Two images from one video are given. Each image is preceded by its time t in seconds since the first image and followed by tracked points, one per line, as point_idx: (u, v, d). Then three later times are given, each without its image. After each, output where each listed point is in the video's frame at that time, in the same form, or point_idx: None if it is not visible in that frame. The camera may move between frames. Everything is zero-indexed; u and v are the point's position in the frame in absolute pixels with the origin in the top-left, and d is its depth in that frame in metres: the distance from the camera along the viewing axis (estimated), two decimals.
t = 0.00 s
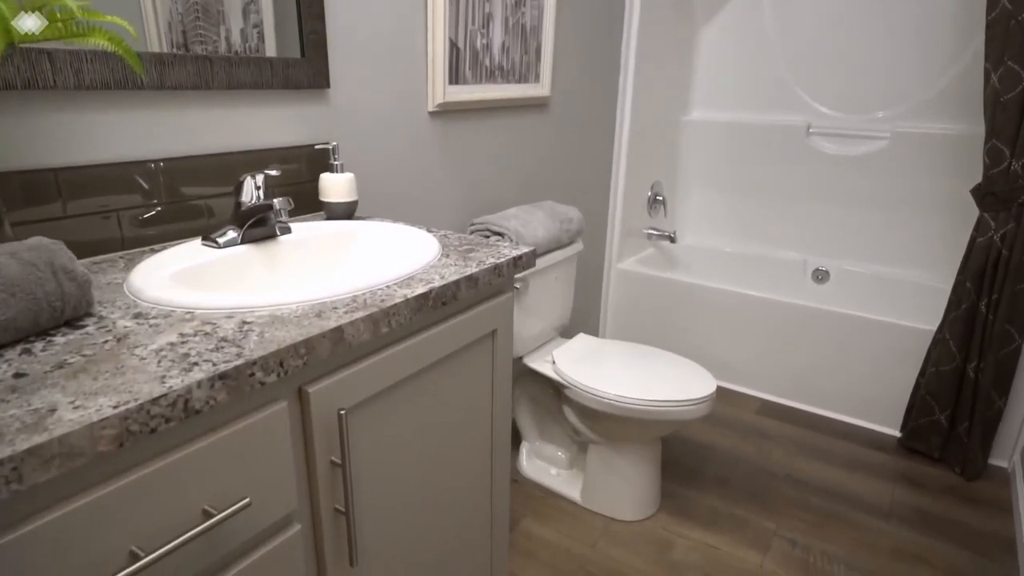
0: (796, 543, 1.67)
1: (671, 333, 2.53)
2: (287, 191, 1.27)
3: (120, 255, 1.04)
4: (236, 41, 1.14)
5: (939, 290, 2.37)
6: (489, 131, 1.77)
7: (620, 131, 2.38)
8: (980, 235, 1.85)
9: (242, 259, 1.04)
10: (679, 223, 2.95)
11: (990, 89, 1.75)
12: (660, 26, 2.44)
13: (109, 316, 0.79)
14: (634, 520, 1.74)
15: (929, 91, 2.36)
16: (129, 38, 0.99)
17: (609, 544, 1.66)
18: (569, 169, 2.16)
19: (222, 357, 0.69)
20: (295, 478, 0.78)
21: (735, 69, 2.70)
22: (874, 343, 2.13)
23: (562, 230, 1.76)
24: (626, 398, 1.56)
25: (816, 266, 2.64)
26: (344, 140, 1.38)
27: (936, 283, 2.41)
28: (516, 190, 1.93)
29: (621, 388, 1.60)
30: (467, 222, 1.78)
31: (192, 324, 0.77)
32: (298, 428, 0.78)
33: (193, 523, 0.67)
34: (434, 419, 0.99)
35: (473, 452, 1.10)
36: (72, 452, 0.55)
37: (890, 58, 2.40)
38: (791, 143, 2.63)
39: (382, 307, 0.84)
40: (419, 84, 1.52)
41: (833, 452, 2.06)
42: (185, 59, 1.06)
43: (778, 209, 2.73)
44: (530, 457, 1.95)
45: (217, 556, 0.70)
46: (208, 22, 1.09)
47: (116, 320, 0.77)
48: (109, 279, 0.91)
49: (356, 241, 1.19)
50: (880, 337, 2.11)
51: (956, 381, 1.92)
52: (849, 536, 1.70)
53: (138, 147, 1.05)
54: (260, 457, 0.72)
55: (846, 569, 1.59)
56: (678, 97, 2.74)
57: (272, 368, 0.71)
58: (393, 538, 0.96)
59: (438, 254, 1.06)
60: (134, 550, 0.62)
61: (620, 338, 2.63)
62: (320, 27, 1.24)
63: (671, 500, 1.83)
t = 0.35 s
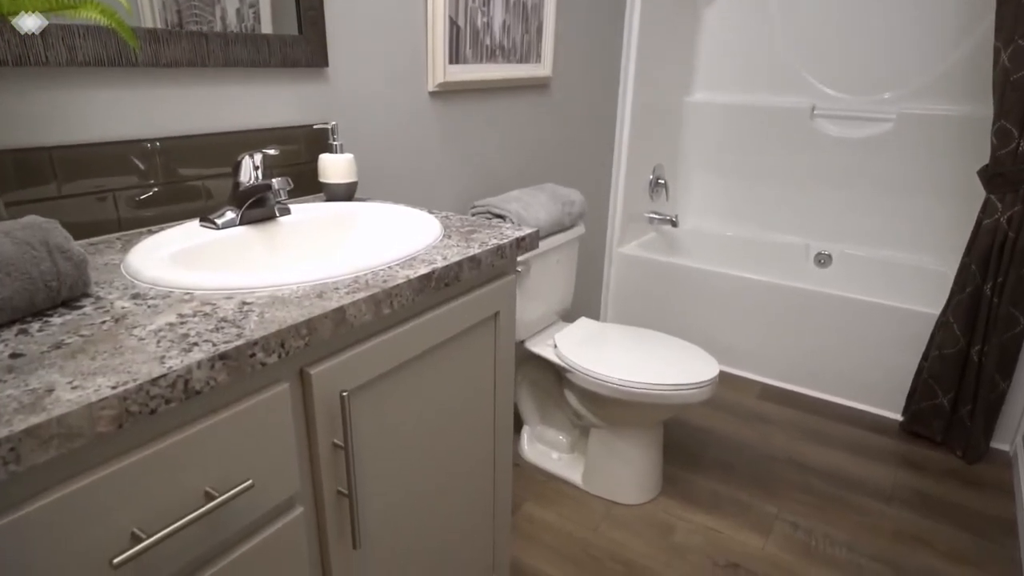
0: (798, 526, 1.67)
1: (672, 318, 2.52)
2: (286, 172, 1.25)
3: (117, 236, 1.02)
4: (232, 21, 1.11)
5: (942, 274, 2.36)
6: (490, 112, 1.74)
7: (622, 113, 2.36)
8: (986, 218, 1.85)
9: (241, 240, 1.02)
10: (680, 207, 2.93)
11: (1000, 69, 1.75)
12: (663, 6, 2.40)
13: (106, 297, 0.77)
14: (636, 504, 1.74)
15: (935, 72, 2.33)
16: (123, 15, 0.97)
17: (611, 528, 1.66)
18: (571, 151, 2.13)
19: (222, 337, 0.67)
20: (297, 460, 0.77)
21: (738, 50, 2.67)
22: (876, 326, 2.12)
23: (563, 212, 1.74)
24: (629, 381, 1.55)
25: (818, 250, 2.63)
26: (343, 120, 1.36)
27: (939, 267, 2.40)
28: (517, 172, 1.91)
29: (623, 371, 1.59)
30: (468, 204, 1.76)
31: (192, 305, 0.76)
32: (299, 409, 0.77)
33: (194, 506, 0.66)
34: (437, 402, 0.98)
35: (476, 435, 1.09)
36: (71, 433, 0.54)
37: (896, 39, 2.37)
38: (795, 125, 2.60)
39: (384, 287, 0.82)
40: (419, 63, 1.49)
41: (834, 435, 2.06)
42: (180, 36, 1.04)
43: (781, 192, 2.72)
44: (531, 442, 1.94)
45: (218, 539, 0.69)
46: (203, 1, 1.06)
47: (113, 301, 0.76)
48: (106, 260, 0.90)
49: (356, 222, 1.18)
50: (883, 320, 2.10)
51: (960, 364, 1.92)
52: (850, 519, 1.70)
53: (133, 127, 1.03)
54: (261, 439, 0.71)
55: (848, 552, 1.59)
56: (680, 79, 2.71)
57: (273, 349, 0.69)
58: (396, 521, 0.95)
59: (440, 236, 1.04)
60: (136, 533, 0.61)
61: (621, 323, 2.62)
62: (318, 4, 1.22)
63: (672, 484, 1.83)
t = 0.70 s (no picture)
0: (796, 513, 1.67)
1: (672, 304, 2.50)
2: (280, 158, 1.23)
3: (109, 223, 1.01)
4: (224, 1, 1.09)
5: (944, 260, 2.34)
6: (488, 96, 1.72)
7: (623, 97, 2.33)
8: (989, 204, 1.84)
9: (234, 227, 1.01)
10: (680, 193, 2.91)
11: (1007, 52, 1.73)
12: None
13: (95, 285, 0.76)
14: (634, 490, 1.74)
15: (940, 55, 2.30)
16: None
17: (609, 514, 1.66)
18: (570, 136, 2.11)
19: (213, 327, 0.66)
20: (292, 451, 0.76)
21: (741, 34, 2.63)
22: (876, 313, 2.11)
23: (563, 198, 1.72)
24: (627, 369, 1.54)
25: (819, 236, 2.61)
26: (339, 105, 1.33)
27: (940, 253, 2.38)
28: (517, 157, 1.89)
29: (622, 358, 1.58)
30: (466, 190, 1.74)
31: (183, 294, 0.74)
32: (293, 399, 0.75)
33: (186, 498, 0.65)
34: (434, 391, 0.97)
35: (474, 424, 1.08)
36: (58, 426, 0.52)
37: (901, 21, 2.33)
38: (798, 109, 2.58)
39: (379, 276, 0.81)
40: (417, 46, 1.47)
41: (834, 422, 2.06)
42: (170, 17, 1.01)
43: (782, 177, 2.69)
44: (530, 429, 1.94)
45: (211, 531, 0.69)
46: None
47: (103, 290, 0.75)
48: (97, 248, 0.89)
49: (352, 209, 1.16)
50: (883, 307, 2.09)
51: (960, 351, 1.91)
52: (848, 505, 1.70)
53: (124, 110, 1.01)
54: (255, 430, 0.70)
55: (846, 539, 1.59)
56: (682, 63, 2.68)
57: (265, 339, 0.68)
58: (393, 510, 0.95)
59: (437, 222, 1.03)
60: (126, 525, 0.60)
61: (621, 309, 2.61)
62: None
63: (671, 470, 1.83)
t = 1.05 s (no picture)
0: (790, 501, 1.67)
1: (670, 291, 2.50)
2: (270, 146, 1.22)
3: (96, 214, 0.99)
4: None
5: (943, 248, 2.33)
6: (484, 82, 1.70)
7: (621, 82, 2.30)
8: (988, 192, 1.82)
9: (224, 218, 0.99)
10: (679, 179, 2.89)
11: (1009, 38, 1.70)
12: None
13: (79, 280, 0.75)
14: (630, 479, 1.74)
15: (943, 40, 2.27)
16: None
17: (604, 502, 1.66)
18: (568, 123, 2.09)
19: (197, 324, 0.65)
20: (281, 446, 0.76)
21: (742, 18, 2.60)
22: (874, 301, 2.10)
23: (559, 186, 1.70)
24: (623, 358, 1.54)
25: (818, 223, 2.60)
26: (331, 92, 1.31)
27: (939, 240, 2.37)
28: (513, 144, 1.87)
29: (617, 348, 1.57)
30: (462, 178, 1.72)
31: (169, 288, 0.73)
32: (282, 394, 0.75)
33: (172, 495, 0.65)
34: (426, 384, 0.96)
35: (468, 416, 1.08)
36: (36, 426, 0.52)
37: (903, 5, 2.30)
38: (798, 94, 2.55)
39: (368, 269, 0.80)
40: (410, 32, 1.44)
41: (830, 410, 2.06)
42: (155, 3, 0.99)
43: (782, 163, 2.67)
44: (527, 417, 1.94)
45: (198, 528, 0.68)
46: None
47: (87, 284, 0.74)
48: (83, 240, 0.87)
49: (344, 199, 1.14)
50: (881, 295, 2.09)
51: (956, 340, 1.90)
52: (843, 494, 1.71)
53: (110, 99, 0.99)
54: (241, 426, 0.70)
55: (840, 526, 1.60)
56: (682, 48, 2.65)
57: (251, 335, 0.67)
58: (385, 503, 0.94)
59: (429, 213, 1.01)
60: (111, 524, 0.60)
61: (619, 297, 2.60)
62: None
63: (667, 458, 1.83)
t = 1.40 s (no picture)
0: (785, 490, 1.68)
1: (667, 280, 2.49)
2: (261, 137, 1.20)
3: (83, 208, 0.98)
4: None
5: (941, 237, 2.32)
6: (479, 70, 1.67)
7: (619, 69, 2.27)
8: (987, 180, 1.81)
9: (212, 212, 0.98)
10: (677, 166, 2.87)
11: (1010, 24, 1.68)
12: None
13: (63, 278, 0.73)
14: (625, 469, 1.74)
15: (944, 26, 2.24)
16: None
17: (599, 492, 1.67)
18: (565, 110, 2.07)
19: (182, 325, 0.64)
20: (271, 445, 0.75)
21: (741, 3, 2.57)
22: (871, 290, 2.10)
23: (555, 175, 1.69)
24: (618, 350, 1.53)
25: (816, 211, 2.58)
26: (322, 81, 1.29)
27: (937, 228, 2.36)
28: (508, 133, 1.85)
29: (613, 339, 1.57)
30: (456, 167, 1.71)
31: (154, 287, 0.72)
32: (271, 393, 0.74)
33: (158, 497, 0.64)
34: (419, 380, 0.96)
35: (461, 410, 1.07)
36: (16, 432, 0.51)
37: None
38: (797, 80, 2.53)
39: (358, 266, 0.79)
40: (403, 19, 1.42)
41: (826, 399, 2.06)
42: None
43: (780, 150, 2.65)
44: (523, 407, 1.94)
45: (188, 528, 0.68)
46: None
47: (71, 283, 0.72)
48: (68, 235, 0.86)
49: (336, 191, 1.13)
50: (878, 285, 2.08)
51: (952, 329, 1.90)
52: (838, 483, 1.71)
53: (94, 89, 0.97)
54: (229, 427, 0.69)
55: (834, 516, 1.60)
56: (680, 34, 2.62)
57: (237, 335, 0.66)
58: (377, 499, 0.94)
59: (420, 207, 1.00)
60: (96, 528, 0.59)
61: (616, 285, 2.59)
62: None
63: (662, 448, 1.83)
